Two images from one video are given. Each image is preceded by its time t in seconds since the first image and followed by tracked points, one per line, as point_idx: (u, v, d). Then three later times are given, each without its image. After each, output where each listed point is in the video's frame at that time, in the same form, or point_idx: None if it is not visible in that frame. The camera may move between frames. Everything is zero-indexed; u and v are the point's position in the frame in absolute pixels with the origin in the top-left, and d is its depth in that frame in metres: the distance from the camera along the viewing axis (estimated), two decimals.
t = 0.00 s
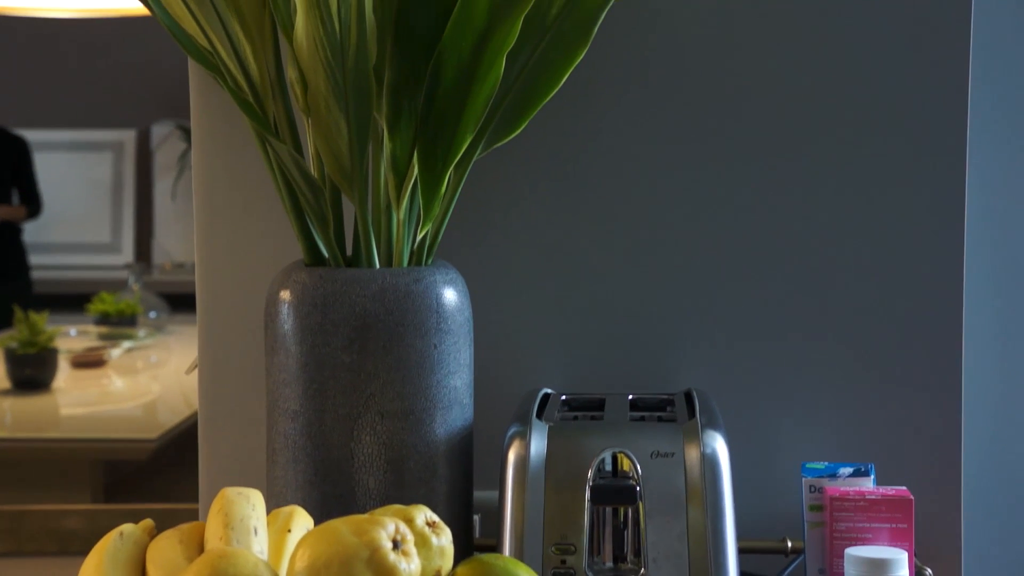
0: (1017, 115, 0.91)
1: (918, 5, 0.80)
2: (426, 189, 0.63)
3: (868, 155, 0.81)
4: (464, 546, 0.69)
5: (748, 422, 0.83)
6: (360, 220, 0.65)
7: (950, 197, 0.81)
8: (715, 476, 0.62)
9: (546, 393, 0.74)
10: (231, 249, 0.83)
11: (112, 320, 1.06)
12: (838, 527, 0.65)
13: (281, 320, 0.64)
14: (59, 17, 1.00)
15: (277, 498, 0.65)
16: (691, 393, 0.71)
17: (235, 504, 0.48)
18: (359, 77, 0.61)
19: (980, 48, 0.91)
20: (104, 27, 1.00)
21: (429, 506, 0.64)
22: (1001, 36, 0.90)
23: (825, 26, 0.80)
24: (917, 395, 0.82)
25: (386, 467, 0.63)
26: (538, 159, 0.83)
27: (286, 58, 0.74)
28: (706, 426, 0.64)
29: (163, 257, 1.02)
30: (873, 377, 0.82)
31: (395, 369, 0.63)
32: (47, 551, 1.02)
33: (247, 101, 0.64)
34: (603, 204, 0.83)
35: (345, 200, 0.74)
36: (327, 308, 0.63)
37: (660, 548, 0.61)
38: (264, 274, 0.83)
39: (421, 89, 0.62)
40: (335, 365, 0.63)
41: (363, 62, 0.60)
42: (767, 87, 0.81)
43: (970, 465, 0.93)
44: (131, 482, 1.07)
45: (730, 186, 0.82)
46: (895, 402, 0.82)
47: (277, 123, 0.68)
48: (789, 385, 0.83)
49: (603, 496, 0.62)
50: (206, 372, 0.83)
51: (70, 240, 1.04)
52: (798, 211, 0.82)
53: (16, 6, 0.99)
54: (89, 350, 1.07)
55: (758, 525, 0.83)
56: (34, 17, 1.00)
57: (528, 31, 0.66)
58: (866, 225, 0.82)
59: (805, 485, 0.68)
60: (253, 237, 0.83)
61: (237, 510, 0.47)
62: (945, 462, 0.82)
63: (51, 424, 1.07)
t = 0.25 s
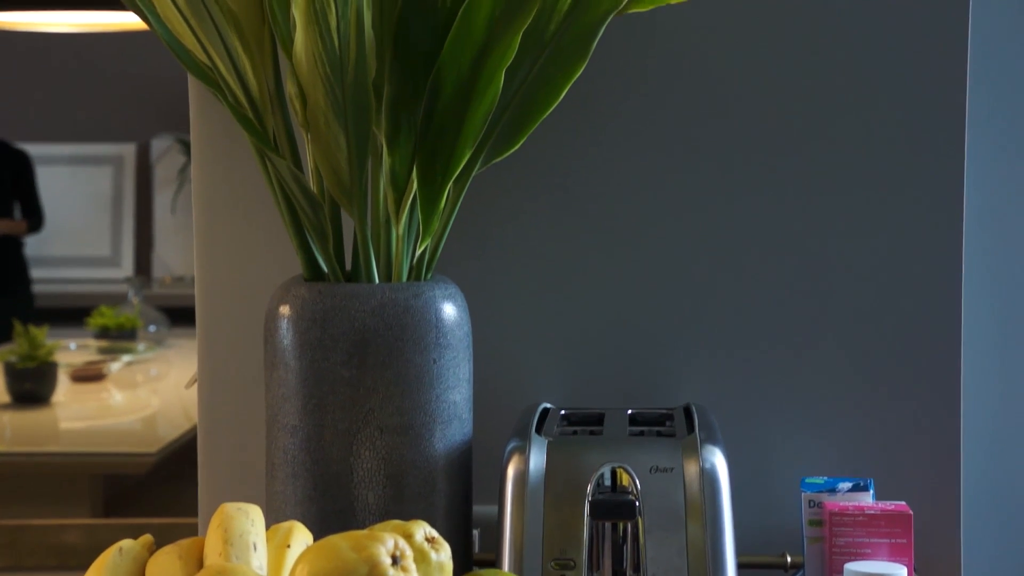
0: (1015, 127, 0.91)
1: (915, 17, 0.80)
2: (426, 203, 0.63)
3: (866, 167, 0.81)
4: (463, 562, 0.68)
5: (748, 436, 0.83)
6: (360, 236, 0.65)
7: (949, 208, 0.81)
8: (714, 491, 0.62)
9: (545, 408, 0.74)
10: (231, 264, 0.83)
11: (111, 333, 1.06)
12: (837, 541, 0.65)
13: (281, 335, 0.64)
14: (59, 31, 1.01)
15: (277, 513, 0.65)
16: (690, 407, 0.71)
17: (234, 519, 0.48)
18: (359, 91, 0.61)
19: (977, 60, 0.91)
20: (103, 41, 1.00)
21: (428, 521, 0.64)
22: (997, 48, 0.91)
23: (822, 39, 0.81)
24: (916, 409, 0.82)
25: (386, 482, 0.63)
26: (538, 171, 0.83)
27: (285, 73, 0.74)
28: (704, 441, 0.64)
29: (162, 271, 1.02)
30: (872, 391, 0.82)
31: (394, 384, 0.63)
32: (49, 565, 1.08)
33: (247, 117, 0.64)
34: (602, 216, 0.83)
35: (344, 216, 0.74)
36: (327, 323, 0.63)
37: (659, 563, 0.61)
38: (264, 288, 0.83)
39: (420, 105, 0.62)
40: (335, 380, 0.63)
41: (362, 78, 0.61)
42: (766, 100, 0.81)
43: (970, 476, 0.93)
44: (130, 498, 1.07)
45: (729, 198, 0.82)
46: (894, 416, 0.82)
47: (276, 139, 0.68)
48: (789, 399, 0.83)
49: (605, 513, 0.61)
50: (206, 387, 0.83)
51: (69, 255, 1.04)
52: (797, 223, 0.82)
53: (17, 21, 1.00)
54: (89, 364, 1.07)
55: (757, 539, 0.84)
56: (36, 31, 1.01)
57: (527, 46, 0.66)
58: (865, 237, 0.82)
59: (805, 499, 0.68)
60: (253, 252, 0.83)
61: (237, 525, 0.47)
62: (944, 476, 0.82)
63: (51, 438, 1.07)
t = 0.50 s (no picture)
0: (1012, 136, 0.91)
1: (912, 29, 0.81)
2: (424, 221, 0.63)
3: (864, 178, 0.82)
4: None
5: (747, 452, 0.83)
6: (359, 252, 0.65)
7: (947, 219, 0.81)
8: (713, 507, 0.62)
9: (544, 424, 0.74)
10: (231, 281, 0.83)
11: (111, 348, 1.07)
12: (836, 557, 0.65)
13: (281, 351, 0.64)
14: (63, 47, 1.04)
15: (276, 529, 0.65)
16: (689, 423, 0.72)
17: (234, 536, 0.48)
18: (357, 109, 0.62)
19: (974, 70, 0.91)
20: (107, 58, 1.03)
21: (427, 538, 0.64)
22: (994, 58, 0.91)
23: (820, 50, 0.81)
24: (915, 424, 0.82)
25: (385, 499, 0.63)
26: (536, 183, 0.83)
27: (285, 90, 0.74)
28: (703, 457, 0.64)
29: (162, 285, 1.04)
30: (870, 406, 0.83)
31: (393, 400, 0.63)
32: None
33: (247, 135, 0.65)
34: (601, 227, 0.83)
35: (343, 233, 0.74)
36: (326, 340, 0.63)
37: None
38: (263, 304, 0.83)
39: (419, 123, 0.63)
40: (334, 397, 0.63)
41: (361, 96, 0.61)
42: (762, 114, 0.82)
43: (970, 486, 0.93)
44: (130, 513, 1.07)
45: (728, 209, 0.82)
46: (893, 431, 0.82)
47: (276, 156, 0.69)
48: (788, 414, 0.83)
49: (602, 528, 0.62)
50: (205, 403, 0.83)
51: (68, 271, 1.07)
52: (795, 234, 0.82)
53: (21, 38, 1.03)
54: (88, 379, 1.09)
55: (757, 555, 0.84)
56: (40, 49, 1.04)
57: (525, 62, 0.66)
58: (863, 247, 0.82)
59: (803, 515, 0.68)
60: (253, 269, 0.83)
61: (236, 543, 0.48)
62: (944, 491, 0.82)
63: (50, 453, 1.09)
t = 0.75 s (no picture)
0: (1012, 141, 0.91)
1: (910, 37, 0.81)
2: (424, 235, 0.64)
3: (864, 186, 0.82)
4: None
5: (746, 466, 0.83)
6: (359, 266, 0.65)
7: (946, 226, 0.81)
8: (713, 522, 0.62)
9: (545, 439, 0.74)
10: (231, 294, 0.84)
11: (111, 361, 1.08)
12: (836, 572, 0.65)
13: (281, 366, 0.65)
14: (63, 61, 1.03)
15: (276, 543, 0.65)
16: (689, 437, 0.72)
17: (235, 552, 0.48)
18: (357, 123, 0.62)
19: (973, 75, 0.92)
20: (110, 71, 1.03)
21: (427, 552, 0.64)
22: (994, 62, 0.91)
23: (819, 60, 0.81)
24: (914, 437, 0.82)
25: (385, 513, 0.63)
26: (537, 193, 0.83)
27: (284, 105, 0.74)
28: (703, 471, 0.65)
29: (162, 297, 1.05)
30: (869, 420, 0.83)
31: (393, 414, 0.63)
32: None
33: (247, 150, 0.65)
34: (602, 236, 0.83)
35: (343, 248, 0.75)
36: (326, 354, 0.63)
37: None
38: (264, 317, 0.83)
39: (418, 138, 0.63)
40: (334, 411, 0.63)
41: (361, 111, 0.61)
42: (760, 129, 0.82)
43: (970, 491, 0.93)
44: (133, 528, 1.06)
45: (729, 218, 0.83)
46: (892, 445, 0.83)
47: (276, 171, 0.69)
48: (787, 428, 0.83)
49: (601, 542, 0.62)
50: (206, 417, 0.84)
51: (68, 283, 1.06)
52: (796, 243, 0.82)
53: (24, 53, 1.02)
54: (89, 393, 1.10)
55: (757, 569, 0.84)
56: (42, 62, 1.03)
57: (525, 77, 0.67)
58: (863, 256, 0.82)
59: (803, 529, 0.68)
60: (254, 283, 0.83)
61: (237, 558, 0.48)
62: (944, 504, 0.82)
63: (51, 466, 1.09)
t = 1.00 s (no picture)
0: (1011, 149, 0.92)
1: (907, 50, 0.82)
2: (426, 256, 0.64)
3: (862, 197, 0.83)
4: None
5: (748, 486, 0.84)
6: (360, 287, 0.65)
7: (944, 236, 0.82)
8: (714, 543, 0.62)
9: (546, 459, 0.74)
10: (233, 315, 0.84)
11: (113, 381, 1.08)
12: None
13: (283, 388, 0.65)
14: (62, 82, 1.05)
15: (278, 565, 0.65)
16: (690, 457, 0.72)
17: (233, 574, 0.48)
18: (358, 145, 0.62)
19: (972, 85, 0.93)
20: (110, 92, 1.05)
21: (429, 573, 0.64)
22: (992, 72, 0.93)
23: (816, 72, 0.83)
24: (915, 457, 0.83)
25: (387, 534, 0.63)
26: (538, 204, 0.85)
27: (287, 128, 0.75)
28: (704, 492, 0.65)
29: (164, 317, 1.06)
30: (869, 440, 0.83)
31: (394, 435, 0.63)
32: None
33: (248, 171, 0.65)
34: (602, 246, 0.85)
35: (344, 269, 0.75)
36: (328, 376, 0.63)
37: None
38: (266, 338, 0.84)
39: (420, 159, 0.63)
40: (335, 433, 0.63)
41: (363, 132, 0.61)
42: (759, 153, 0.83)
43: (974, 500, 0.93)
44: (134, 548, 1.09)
45: (727, 228, 0.84)
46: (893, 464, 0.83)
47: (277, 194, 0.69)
48: (789, 448, 0.84)
49: (605, 564, 0.62)
50: (207, 437, 0.84)
51: (74, 303, 1.06)
52: (793, 253, 0.84)
53: (23, 72, 1.05)
54: (91, 413, 1.10)
55: None
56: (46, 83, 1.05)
57: (526, 99, 0.67)
58: (861, 266, 0.83)
59: (805, 550, 0.68)
60: (256, 303, 0.84)
61: None
62: (944, 524, 0.83)
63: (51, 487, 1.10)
